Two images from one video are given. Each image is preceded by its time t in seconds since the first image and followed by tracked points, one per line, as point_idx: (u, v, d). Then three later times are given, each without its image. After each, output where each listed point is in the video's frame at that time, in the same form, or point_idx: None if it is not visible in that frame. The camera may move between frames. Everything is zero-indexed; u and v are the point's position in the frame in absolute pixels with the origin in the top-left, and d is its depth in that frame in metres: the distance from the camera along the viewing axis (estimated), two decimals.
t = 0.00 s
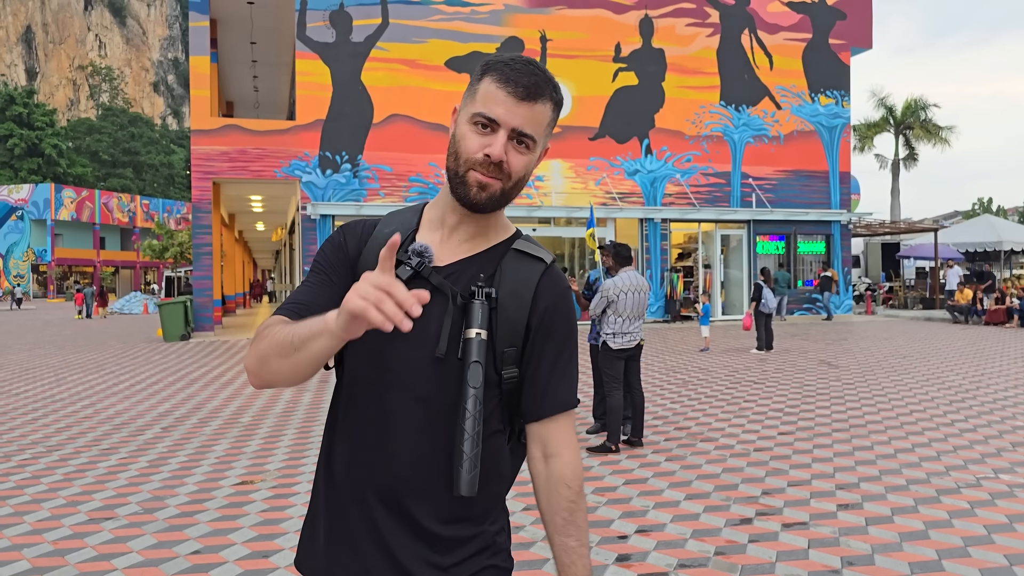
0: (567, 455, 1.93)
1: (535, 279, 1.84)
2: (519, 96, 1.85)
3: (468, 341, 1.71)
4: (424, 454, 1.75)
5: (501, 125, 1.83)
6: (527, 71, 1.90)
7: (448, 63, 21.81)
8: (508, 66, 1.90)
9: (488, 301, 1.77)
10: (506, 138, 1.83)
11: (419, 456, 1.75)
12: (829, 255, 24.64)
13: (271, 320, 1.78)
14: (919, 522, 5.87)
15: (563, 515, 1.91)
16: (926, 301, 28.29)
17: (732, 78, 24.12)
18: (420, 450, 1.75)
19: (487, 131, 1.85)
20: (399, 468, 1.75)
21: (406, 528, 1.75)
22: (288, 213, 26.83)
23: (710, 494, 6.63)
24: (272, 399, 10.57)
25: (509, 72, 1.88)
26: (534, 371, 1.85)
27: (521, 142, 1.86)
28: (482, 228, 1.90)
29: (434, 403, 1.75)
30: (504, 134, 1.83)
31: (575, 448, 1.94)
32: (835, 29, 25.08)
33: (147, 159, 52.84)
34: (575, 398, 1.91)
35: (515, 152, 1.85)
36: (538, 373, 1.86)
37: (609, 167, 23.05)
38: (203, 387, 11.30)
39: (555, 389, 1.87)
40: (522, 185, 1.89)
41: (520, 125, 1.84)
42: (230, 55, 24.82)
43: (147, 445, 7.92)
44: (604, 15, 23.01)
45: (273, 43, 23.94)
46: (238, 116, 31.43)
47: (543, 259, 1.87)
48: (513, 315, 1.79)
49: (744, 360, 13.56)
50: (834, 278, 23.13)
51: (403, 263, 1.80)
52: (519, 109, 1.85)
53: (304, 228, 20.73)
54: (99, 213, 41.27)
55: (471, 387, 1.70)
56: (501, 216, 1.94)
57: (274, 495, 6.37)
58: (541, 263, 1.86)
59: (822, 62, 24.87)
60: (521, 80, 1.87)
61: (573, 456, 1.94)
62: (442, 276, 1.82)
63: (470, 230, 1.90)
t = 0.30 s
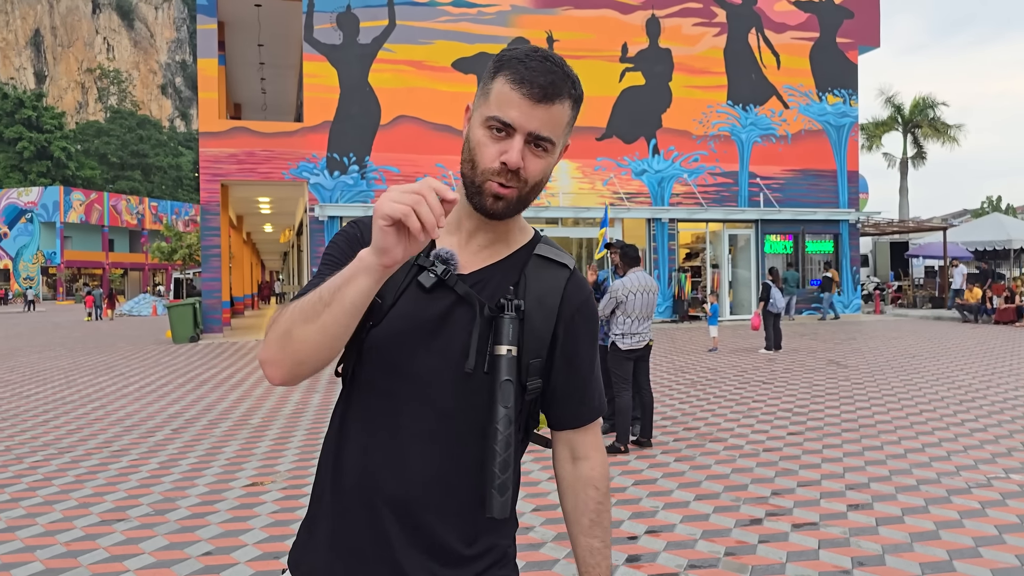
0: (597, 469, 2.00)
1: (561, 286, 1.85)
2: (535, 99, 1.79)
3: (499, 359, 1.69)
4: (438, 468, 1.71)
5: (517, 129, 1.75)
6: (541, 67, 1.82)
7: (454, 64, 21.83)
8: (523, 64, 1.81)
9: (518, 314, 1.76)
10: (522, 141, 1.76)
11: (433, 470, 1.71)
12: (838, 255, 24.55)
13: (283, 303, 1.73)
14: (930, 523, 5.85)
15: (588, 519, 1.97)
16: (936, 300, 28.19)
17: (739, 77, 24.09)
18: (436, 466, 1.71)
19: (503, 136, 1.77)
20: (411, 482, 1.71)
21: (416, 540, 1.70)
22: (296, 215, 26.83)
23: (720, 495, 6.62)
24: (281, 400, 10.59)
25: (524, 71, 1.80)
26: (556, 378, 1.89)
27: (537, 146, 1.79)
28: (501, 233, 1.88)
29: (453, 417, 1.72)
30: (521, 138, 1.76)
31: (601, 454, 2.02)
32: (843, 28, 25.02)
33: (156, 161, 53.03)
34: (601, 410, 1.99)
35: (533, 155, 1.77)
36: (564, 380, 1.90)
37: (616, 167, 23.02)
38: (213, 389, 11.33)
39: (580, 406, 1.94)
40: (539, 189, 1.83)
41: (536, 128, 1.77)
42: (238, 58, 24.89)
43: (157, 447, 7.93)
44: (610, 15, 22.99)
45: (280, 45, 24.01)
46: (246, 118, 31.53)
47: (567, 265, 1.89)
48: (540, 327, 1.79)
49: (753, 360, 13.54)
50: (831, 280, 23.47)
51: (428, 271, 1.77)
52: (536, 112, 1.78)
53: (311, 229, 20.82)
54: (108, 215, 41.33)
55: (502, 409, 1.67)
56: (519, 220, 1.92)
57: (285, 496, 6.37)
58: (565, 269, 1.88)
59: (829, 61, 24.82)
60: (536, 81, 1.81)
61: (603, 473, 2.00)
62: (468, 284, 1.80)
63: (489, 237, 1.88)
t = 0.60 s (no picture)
0: (595, 453, 1.90)
1: (559, 276, 1.87)
2: (526, 107, 1.69)
3: (518, 350, 1.68)
4: (466, 472, 1.69)
5: (514, 142, 1.68)
6: (525, 72, 1.70)
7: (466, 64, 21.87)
8: (507, 70, 1.71)
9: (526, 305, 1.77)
10: (520, 153, 1.69)
11: (459, 471, 1.69)
12: (850, 252, 24.46)
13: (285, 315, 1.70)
14: (945, 521, 5.82)
15: (586, 498, 1.86)
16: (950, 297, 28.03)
17: (751, 75, 24.02)
18: (460, 465, 1.69)
19: (500, 148, 1.69)
20: (436, 485, 1.67)
21: (447, 544, 1.69)
22: (307, 215, 26.90)
23: (734, 494, 6.60)
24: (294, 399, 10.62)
25: (512, 75, 1.70)
26: (558, 369, 1.89)
27: (532, 153, 1.72)
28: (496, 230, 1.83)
29: (476, 419, 1.70)
30: (518, 150, 1.69)
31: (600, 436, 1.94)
32: (855, 25, 24.90)
33: (169, 163, 53.32)
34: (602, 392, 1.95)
35: (531, 165, 1.72)
36: (569, 366, 1.89)
37: (627, 166, 22.99)
38: (227, 389, 11.38)
39: (583, 387, 1.90)
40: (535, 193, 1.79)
41: (532, 137, 1.70)
42: (250, 59, 25.00)
43: (173, 447, 7.97)
44: (621, 14, 22.98)
45: (291, 47, 24.09)
46: (258, 119, 31.66)
47: (559, 255, 1.89)
48: (544, 316, 1.82)
49: (766, 358, 13.50)
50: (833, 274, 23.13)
51: (432, 271, 1.72)
52: (531, 122, 1.69)
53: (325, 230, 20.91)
54: (122, 216, 41.52)
55: (532, 399, 1.68)
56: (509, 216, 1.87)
57: (301, 495, 6.39)
58: (558, 259, 1.90)
59: (841, 58, 24.72)
60: (527, 85, 1.70)
61: (601, 455, 1.92)
62: (472, 280, 1.76)
63: (486, 237, 1.82)
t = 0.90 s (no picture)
0: (568, 423, 1.88)
1: (507, 259, 1.82)
2: (444, 97, 1.65)
3: (475, 328, 1.63)
4: (443, 459, 1.64)
5: (439, 131, 1.63)
6: (441, 61, 1.67)
7: (481, 63, 21.89)
8: (420, 65, 1.68)
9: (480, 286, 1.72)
10: (447, 142, 1.65)
11: (439, 460, 1.64)
12: (868, 249, 24.33)
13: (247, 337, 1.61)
14: (964, 520, 5.77)
15: (566, 469, 1.83)
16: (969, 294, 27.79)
17: (768, 71, 23.88)
18: (439, 453, 1.64)
19: (427, 142, 1.65)
20: (413, 475, 1.62)
21: (435, 534, 1.63)
22: (323, 215, 27.01)
23: (751, 493, 6.58)
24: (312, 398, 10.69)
25: (428, 70, 1.67)
26: (522, 348, 1.83)
27: (458, 138, 1.68)
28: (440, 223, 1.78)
29: (447, 403, 1.65)
30: (444, 138, 1.65)
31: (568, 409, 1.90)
32: (873, 20, 24.69)
33: (186, 164, 53.77)
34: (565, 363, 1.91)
35: (458, 152, 1.68)
36: (532, 346, 1.84)
37: (643, 164, 22.91)
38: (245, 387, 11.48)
39: (548, 362, 1.85)
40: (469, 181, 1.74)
41: (456, 122, 1.66)
42: (267, 59, 25.14)
43: (191, 445, 8.04)
44: (636, 11, 22.92)
45: (307, 47, 24.21)
46: (274, 119, 31.87)
47: (504, 237, 1.85)
48: (499, 296, 1.77)
49: (783, 356, 13.44)
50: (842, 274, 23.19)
51: (382, 265, 1.66)
52: (451, 111, 1.65)
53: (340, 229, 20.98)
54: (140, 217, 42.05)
55: (493, 373, 1.62)
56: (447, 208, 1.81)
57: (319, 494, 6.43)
58: (504, 240, 1.85)
59: (859, 54, 24.53)
60: (443, 76, 1.66)
61: (573, 424, 1.90)
62: (422, 270, 1.70)
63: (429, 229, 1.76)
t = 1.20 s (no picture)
0: (532, 389, 1.85)
1: (454, 251, 1.79)
2: (344, 103, 1.64)
3: (422, 323, 1.63)
4: (418, 463, 1.62)
5: (348, 141, 1.63)
6: (341, 72, 1.66)
7: (498, 62, 21.89)
8: (316, 78, 1.66)
9: (425, 282, 1.71)
10: (359, 149, 1.64)
11: (408, 461, 1.62)
12: (890, 248, 24.11)
13: (226, 395, 1.51)
14: (988, 523, 5.69)
15: (525, 416, 1.79)
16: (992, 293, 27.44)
17: (787, 69, 23.71)
18: (408, 455, 1.62)
19: (339, 153, 1.65)
20: (382, 489, 1.60)
21: (421, 545, 1.63)
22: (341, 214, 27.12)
23: (770, 493, 6.53)
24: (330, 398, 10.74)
25: (323, 82, 1.66)
26: (480, 336, 1.79)
27: (372, 143, 1.67)
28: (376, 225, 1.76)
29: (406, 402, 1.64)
30: (357, 146, 1.65)
31: (535, 382, 1.87)
32: (893, 16, 24.45)
33: (205, 164, 54.27)
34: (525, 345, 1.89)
35: (375, 157, 1.67)
36: (492, 334, 1.80)
37: (661, 162, 22.79)
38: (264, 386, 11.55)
39: (507, 344, 1.82)
40: (392, 179, 1.74)
41: (364, 128, 1.64)
42: (285, 60, 25.28)
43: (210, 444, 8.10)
44: (654, 9, 22.84)
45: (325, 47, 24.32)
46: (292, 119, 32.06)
47: (447, 231, 1.83)
48: (449, 288, 1.74)
49: (803, 356, 13.35)
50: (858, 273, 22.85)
51: (325, 278, 1.65)
52: (353, 116, 1.64)
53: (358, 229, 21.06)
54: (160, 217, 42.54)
55: (441, 364, 1.60)
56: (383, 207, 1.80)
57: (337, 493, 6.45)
58: (448, 235, 1.82)
59: (880, 50, 24.30)
60: (338, 84, 1.65)
61: (538, 391, 1.87)
62: (367, 276, 1.69)
63: (367, 234, 1.75)
